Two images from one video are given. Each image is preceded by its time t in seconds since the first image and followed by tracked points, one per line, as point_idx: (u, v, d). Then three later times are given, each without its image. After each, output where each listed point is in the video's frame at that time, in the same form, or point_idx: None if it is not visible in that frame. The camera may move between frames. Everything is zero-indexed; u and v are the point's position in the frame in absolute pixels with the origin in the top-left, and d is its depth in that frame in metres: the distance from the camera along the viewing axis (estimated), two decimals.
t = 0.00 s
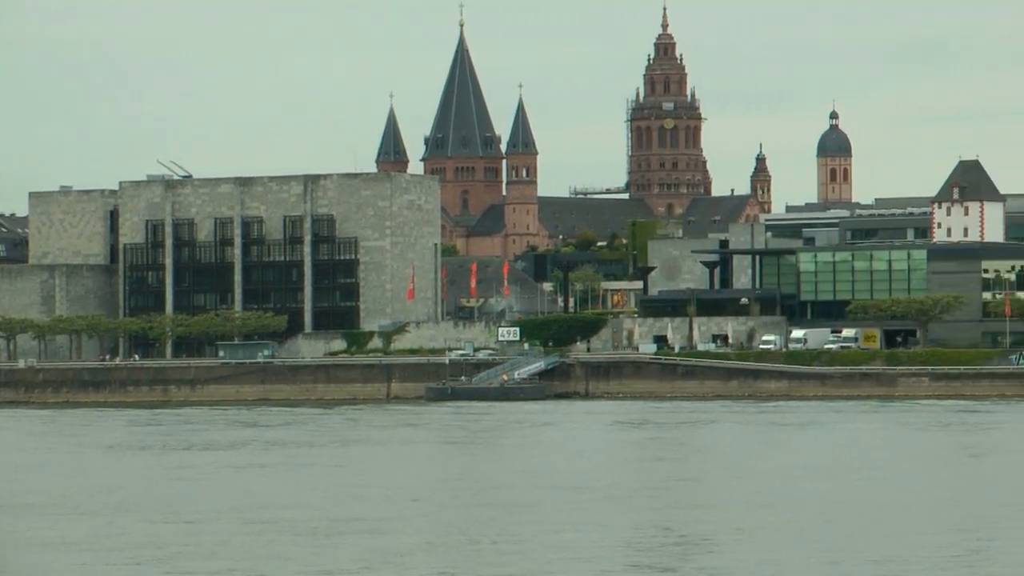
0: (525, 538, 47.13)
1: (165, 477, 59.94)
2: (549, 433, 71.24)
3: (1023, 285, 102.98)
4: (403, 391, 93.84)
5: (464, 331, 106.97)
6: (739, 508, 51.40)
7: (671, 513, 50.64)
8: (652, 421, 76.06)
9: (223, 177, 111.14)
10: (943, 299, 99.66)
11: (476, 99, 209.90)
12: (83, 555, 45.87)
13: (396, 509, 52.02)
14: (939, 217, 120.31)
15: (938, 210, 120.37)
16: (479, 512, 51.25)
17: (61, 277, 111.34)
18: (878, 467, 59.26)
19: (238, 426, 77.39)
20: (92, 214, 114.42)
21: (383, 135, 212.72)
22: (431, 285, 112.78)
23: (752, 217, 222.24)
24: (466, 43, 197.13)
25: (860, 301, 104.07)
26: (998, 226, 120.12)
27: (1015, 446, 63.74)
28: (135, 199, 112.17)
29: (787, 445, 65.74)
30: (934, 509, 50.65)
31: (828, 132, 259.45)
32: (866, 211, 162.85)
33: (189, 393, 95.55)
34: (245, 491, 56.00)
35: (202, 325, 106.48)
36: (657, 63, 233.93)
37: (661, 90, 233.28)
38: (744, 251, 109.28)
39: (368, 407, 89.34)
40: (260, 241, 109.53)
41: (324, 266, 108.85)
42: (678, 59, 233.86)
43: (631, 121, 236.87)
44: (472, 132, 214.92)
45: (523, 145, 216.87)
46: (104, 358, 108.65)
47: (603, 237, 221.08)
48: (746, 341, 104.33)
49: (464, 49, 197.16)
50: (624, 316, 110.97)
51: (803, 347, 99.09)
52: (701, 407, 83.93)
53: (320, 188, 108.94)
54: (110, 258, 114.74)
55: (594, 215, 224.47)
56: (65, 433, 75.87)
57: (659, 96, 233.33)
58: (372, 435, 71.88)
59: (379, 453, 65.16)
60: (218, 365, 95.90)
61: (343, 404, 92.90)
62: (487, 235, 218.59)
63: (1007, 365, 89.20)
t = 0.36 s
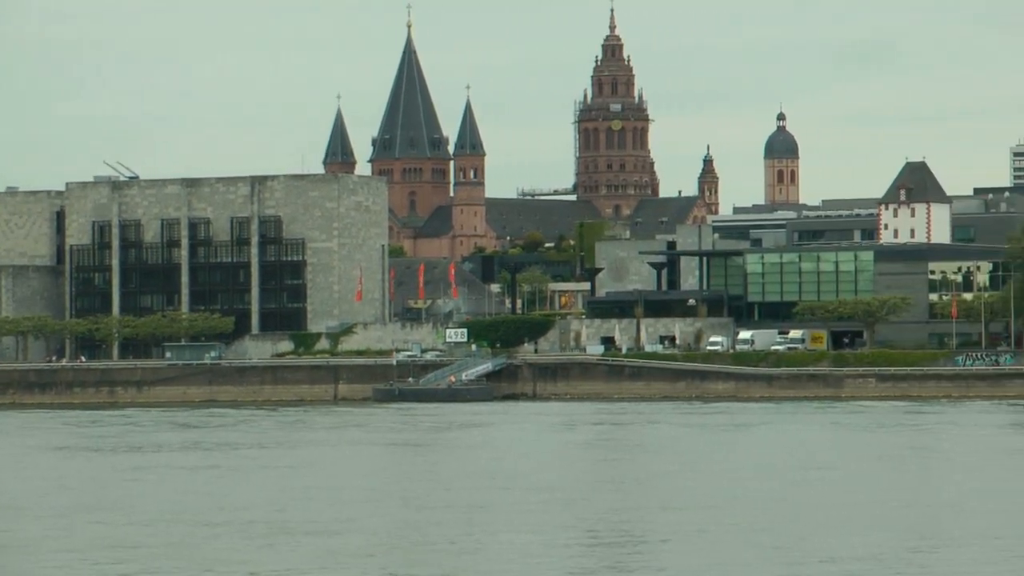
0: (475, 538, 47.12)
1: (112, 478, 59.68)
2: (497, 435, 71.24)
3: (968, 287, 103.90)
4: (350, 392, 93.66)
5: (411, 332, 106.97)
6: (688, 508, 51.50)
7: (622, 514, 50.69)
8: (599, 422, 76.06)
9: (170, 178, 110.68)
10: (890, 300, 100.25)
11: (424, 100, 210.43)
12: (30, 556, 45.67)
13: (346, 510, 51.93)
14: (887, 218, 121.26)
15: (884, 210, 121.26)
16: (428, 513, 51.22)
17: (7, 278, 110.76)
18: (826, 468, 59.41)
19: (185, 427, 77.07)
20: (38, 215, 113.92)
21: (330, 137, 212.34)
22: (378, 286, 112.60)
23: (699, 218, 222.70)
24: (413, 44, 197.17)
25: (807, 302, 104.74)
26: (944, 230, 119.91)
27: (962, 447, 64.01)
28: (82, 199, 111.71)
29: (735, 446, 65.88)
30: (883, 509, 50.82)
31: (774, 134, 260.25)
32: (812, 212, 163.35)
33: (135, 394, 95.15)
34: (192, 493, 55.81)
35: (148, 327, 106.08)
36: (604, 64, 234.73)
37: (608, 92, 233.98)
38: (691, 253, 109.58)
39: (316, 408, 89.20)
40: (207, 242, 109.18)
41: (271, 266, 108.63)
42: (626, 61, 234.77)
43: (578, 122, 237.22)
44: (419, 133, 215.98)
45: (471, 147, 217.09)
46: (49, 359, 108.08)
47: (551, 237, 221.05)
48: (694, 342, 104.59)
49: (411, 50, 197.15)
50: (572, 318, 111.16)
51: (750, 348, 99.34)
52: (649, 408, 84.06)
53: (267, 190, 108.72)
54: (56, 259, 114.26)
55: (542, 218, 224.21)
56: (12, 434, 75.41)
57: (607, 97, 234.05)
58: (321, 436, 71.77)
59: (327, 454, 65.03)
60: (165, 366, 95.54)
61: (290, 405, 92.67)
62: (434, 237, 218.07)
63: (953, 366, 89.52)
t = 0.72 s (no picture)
0: (425, 539, 47.11)
1: (59, 480, 59.44)
2: (445, 436, 71.21)
3: (915, 289, 103.85)
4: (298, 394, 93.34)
5: (358, 334, 106.85)
6: (638, 509, 51.58)
7: (571, 514, 50.72)
8: (548, 424, 76.06)
9: (117, 179, 110.05)
10: (838, 302, 100.45)
11: (372, 101, 210.62)
12: None
13: (297, 511, 51.83)
14: (833, 220, 121.95)
15: (831, 212, 121.84)
16: (376, 514, 51.18)
17: None
18: (775, 468, 59.52)
19: (131, 429, 76.81)
20: None
21: (279, 138, 211.93)
22: (326, 288, 112.35)
23: (647, 220, 222.91)
24: (361, 45, 196.98)
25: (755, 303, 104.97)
26: (891, 231, 120.01)
27: (910, 449, 64.21)
28: (29, 201, 111.21)
29: (684, 447, 66.01)
30: (832, 510, 50.95)
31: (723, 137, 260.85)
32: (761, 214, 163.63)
33: (82, 396, 94.78)
34: (140, 494, 55.63)
35: (95, 329, 105.67)
36: (552, 66, 234.86)
37: (557, 93, 233.68)
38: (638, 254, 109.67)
39: (265, 409, 89.02)
40: (153, 244, 108.77)
41: (219, 268, 108.38)
42: (574, 62, 234.75)
43: (527, 124, 237.37)
44: (367, 135, 216.13)
45: (419, 148, 216.96)
46: None
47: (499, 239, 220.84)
48: (642, 344, 104.72)
49: (359, 52, 196.95)
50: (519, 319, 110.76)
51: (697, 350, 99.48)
52: (597, 410, 84.14)
53: (215, 192, 108.41)
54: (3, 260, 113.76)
55: (491, 220, 223.81)
56: None
57: (555, 99, 234.30)
58: (270, 438, 71.60)
59: (275, 456, 64.90)
60: (112, 368, 95.21)
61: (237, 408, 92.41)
62: (383, 238, 217.88)
63: (900, 368, 89.74)
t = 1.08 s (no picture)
0: (369, 541, 47.06)
1: None
2: (387, 438, 71.17)
3: (854, 290, 105.18)
4: (238, 396, 92.96)
5: (299, 336, 106.72)
6: (582, 510, 51.66)
7: (514, 516, 50.77)
8: (490, 426, 76.12)
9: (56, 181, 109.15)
10: (777, 304, 100.78)
11: (311, 103, 210.55)
12: None
13: (241, 513, 51.68)
14: (774, 223, 121.78)
15: (771, 214, 121.81)
16: (319, 516, 51.13)
17: None
18: (716, 470, 59.70)
19: (72, 432, 76.48)
20: None
21: (218, 140, 211.29)
22: (266, 290, 112.03)
23: (587, 221, 223.17)
24: (301, 47, 196.55)
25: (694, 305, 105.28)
26: (831, 233, 121.08)
27: (850, 449, 64.51)
28: None
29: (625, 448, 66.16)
30: (774, 510, 51.14)
31: (662, 139, 261.54)
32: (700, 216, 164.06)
33: (21, 399, 94.38)
34: (82, 497, 55.40)
35: (34, 331, 105.23)
36: (493, 68, 234.85)
37: (498, 95, 234.75)
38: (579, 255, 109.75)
39: (206, 411, 88.71)
40: (92, 246, 108.15)
41: (158, 270, 108.01)
42: (514, 64, 235.27)
43: (467, 126, 237.53)
44: (307, 136, 215.40)
45: (359, 150, 216.64)
46: None
47: (439, 241, 220.60)
48: (582, 346, 104.90)
49: (300, 53, 196.53)
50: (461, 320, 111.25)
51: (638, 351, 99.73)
52: (538, 412, 84.20)
53: (154, 194, 107.89)
54: None
55: (433, 221, 223.63)
56: None
57: (496, 101, 234.61)
58: (212, 440, 71.42)
59: (216, 458, 64.71)
60: (52, 370, 94.79)
61: (177, 410, 92.08)
62: (323, 239, 217.62)
63: (839, 369, 90.11)
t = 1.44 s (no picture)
0: (307, 542, 46.96)
1: None
2: (325, 439, 71.10)
3: (789, 291, 105.43)
4: (174, 397, 92.69)
5: (234, 337, 106.53)
6: (520, 511, 51.70)
7: (452, 517, 50.79)
8: (426, 426, 76.12)
9: None
10: (713, 304, 101.07)
11: (247, 104, 210.09)
12: None
13: (178, 515, 51.54)
14: (709, 223, 122.33)
15: (707, 215, 121.95)
16: (257, 516, 51.07)
17: None
18: (653, 470, 59.87)
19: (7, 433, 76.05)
20: None
21: (153, 140, 210.49)
22: (202, 292, 111.68)
23: (523, 223, 223.27)
24: (236, 47, 195.97)
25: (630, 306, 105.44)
26: (766, 235, 121.23)
27: (786, 449, 64.78)
28: None
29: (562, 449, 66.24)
30: (711, 511, 51.30)
31: (598, 139, 261.88)
32: (636, 217, 164.47)
33: None
34: (18, 498, 55.17)
35: None
36: (428, 69, 234.80)
37: (433, 96, 234.60)
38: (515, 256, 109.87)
39: (141, 413, 88.35)
40: (26, 247, 107.53)
41: (93, 271, 107.52)
42: (450, 65, 235.08)
43: (403, 126, 237.35)
44: (242, 137, 214.79)
45: (295, 151, 216.09)
46: None
47: (376, 242, 220.13)
48: (518, 347, 104.97)
49: (235, 54, 195.93)
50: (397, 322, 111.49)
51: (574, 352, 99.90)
52: (475, 412, 84.23)
53: (89, 195, 107.43)
54: None
55: (369, 222, 223.14)
56: None
57: (431, 102, 234.51)
58: (148, 441, 71.20)
59: (153, 459, 64.51)
60: None
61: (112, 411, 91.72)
62: (258, 241, 217.17)
63: (775, 370, 90.45)
